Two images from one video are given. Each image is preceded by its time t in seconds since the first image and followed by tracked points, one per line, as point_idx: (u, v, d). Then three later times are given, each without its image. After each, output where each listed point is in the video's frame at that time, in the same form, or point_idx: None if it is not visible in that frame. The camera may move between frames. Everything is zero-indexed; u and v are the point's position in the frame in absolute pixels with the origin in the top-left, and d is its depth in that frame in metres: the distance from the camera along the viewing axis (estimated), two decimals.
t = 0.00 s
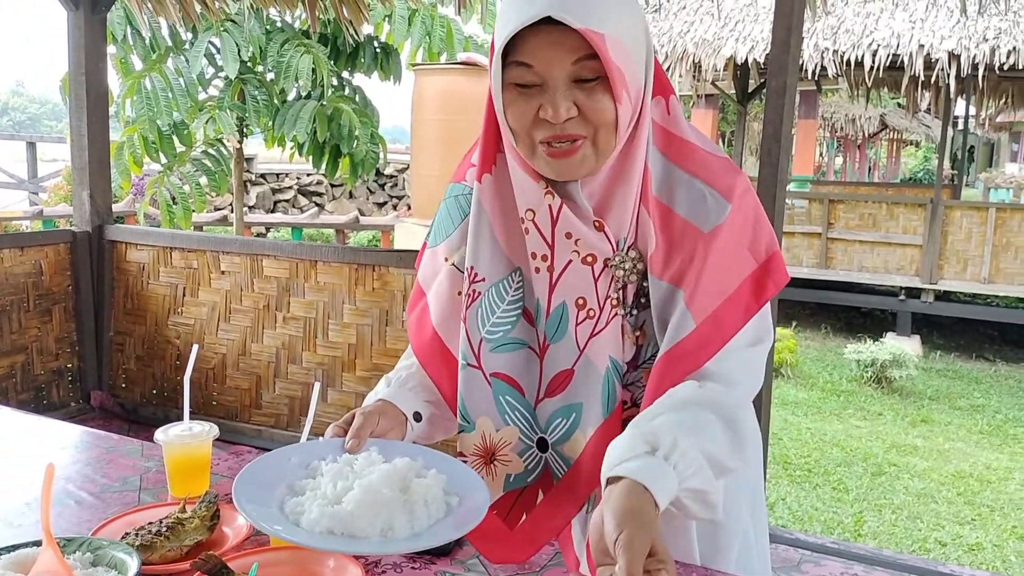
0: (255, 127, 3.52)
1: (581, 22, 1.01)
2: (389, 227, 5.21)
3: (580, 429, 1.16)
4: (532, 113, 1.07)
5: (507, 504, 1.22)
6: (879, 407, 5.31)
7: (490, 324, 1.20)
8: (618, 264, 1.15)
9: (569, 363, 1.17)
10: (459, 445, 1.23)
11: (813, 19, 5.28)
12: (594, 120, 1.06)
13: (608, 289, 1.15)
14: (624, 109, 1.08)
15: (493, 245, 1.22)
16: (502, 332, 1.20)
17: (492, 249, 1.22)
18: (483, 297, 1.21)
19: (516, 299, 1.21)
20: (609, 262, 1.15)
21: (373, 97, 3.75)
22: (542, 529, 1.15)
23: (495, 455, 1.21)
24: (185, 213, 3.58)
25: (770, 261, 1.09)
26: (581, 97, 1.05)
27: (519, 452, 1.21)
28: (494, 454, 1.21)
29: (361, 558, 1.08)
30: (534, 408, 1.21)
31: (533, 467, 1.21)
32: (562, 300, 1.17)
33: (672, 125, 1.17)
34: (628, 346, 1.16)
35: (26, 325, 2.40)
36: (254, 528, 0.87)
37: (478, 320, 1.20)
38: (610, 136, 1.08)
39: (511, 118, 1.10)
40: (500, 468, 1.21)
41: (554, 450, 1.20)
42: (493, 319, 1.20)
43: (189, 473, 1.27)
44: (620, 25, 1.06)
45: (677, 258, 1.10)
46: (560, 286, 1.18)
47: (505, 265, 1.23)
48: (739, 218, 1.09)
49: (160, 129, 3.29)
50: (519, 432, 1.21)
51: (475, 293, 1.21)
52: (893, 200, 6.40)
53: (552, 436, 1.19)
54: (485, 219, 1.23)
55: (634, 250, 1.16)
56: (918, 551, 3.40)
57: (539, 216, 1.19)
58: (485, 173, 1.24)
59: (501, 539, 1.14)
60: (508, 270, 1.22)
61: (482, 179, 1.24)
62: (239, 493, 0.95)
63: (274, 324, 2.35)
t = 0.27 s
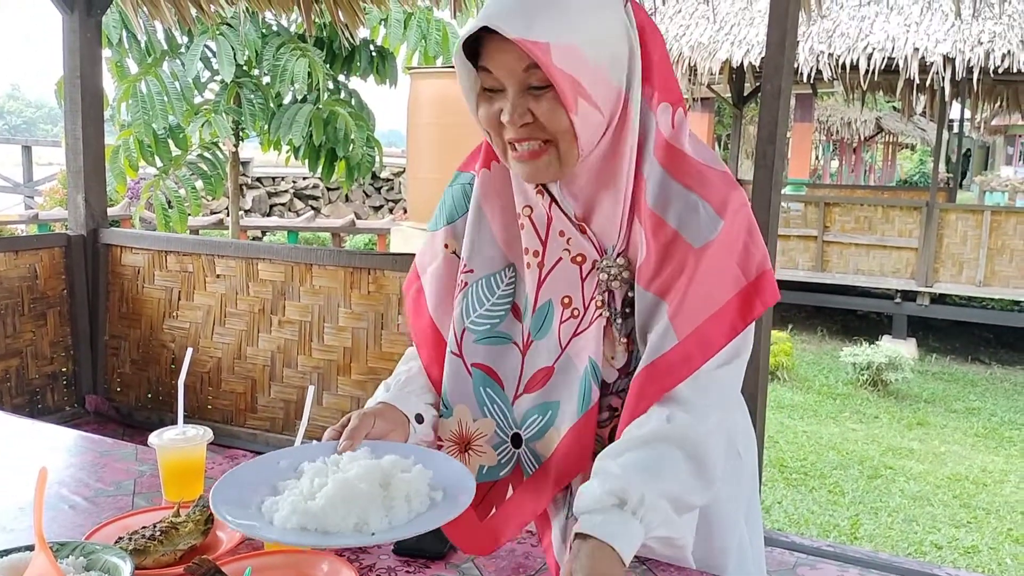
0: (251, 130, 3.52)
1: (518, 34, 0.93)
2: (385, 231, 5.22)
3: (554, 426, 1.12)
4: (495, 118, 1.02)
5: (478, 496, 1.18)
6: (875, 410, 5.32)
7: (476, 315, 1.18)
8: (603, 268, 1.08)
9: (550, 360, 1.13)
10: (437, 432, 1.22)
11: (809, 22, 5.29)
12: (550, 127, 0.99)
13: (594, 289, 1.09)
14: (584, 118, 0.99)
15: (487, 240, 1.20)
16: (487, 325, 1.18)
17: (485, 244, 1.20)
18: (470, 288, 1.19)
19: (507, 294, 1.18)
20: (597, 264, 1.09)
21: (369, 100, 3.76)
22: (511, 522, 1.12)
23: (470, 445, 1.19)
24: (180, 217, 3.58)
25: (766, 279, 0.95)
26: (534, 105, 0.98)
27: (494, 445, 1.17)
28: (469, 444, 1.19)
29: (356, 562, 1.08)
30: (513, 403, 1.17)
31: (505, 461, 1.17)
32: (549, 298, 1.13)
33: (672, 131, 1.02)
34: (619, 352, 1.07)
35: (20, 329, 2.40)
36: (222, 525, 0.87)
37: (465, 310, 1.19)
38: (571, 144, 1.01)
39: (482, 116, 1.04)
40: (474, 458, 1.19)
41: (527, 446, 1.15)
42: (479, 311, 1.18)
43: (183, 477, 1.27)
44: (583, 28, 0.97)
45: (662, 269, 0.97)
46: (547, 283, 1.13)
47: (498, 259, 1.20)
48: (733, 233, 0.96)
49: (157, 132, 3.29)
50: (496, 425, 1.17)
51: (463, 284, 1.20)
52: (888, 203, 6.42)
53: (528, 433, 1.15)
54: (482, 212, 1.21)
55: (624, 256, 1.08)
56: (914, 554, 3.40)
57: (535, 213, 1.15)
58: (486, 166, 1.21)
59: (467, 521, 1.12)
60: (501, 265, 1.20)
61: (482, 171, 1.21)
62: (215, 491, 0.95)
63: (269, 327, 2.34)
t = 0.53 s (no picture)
0: (256, 135, 3.53)
1: (489, 37, 0.90)
2: (389, 236, 5.23)
3: (559, 421, 1.06)
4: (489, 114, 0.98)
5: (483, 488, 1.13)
6: (880, 414, 5.30)
7: (482, 310, 1.13)
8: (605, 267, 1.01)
9: (553, 357, 1.07)
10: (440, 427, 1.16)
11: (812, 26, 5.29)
12: (533, 129, 0.95)
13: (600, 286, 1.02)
14: (565, 121, 0.94)
15: (495, 234, 1.14)
16: (492, 320, 1.13)
17: (492, 238, 1.14)
18: (478, 283, 1.14)
19: (513, 290, 1.13)
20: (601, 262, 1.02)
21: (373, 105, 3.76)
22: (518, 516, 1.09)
23: (474, 438, 1.13)
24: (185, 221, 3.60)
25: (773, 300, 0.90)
26: (516, 107, 0.95)
27: (499, 438, 1.12)
28: (473, 437, 1.13)
29: (362, 564, 1.09)
30: (517, 398, 1.11)
31: (511, 453, 1.11)
32: (552, 294, 1.07)
33: (690, 134, 0.95)
34: (626, 355, 1.00)
35: (26, 333, 2.41)
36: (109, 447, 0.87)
37: (472, 304, 1.14)
38: (552, 147, 0.96)
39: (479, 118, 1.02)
40: (478, 451, 1.12)
41: (532, 440, 1.09)
42: (486, 306, 1.13)
43: (189, 481, 1.27)
44: (566, 32, 0.92)
45: (666, 280, 0.92)
46: (552, 280, 1.07)
47: (505, 255, 1.14)
48: (743, 250, 0.90)
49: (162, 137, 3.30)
50: (501, 418, 1.12)
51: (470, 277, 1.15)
52: (892, 207, 6.42)
53: (532, 427, 1.09)
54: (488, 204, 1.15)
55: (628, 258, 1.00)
56: (919, 558, 3.39)
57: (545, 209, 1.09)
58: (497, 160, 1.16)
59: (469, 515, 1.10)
60: (509, 260, 1.14)
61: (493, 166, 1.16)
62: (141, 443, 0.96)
63: (274, 331, 2.35)
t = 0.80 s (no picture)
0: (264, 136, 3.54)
1: (483, 42, 0.93)
2: (395, 237, 5.24)
3: (563, 416, 1.06)
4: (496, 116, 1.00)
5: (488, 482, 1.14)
6: (886, 416, 5.30)
7: (491, 304, 1.16)
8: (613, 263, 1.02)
9: (560, 351, 1.08)
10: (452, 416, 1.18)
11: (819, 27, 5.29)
12: (536, 134, 0.96)
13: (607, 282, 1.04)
14: (565, 124, 0.95)
15: (507, 229, 1.17)
16: (502, 314, 1.15)
17: (505, 233, 1.17)
18: (488, 276, 1.16)
19: (523, 284, 1.15)
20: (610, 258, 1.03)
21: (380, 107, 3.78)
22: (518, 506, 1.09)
23: (482, 430, 1.14)
24: (192, 222, 3.62)
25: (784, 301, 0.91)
26: (518, 110, 0.96)
27: (506, 432, 1.13)
28: (481, 429, 1.14)
29: (370, 562, 1.10)
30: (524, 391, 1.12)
31: (517, 447, 1.11)
32: (561, 288, 1.09)
33: (700, 130, 0.95)
34: (633, 353, 1.01)
35: (35, 333, 2.42)
36: None
37: (481, 298, 1.17)
38: (554, 148, 0.97)
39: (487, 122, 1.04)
40: (486, 443, 1.14)
41: (537, 434, 1.09)
42: (495, 301, 1.16)
43: (198, 479, 1.28)
44: (567, 37, 0.94)
45: (676, 279, 0.93)
46: (561, 275, 1.09)
47: (518, 251, 1.16)
48: (753, 252, 0.91)
49: (170, 138, 3.32)
50: (508, 412, 1.13)
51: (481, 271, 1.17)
52: (898, 209, 6.41)
53: (537, 420, 1.09)
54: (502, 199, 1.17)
55: (636, 254, 1.01)
56: (925, 559, 3.39)
57: (557, 205, 1.10)
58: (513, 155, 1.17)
59: (476, 503, 1.13)
60: (519, 255, 1.16)
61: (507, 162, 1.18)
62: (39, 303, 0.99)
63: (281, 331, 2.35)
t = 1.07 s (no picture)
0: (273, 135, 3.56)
1: (479, 46, 0.97)
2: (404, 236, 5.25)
3: (562, 411, 1.14)
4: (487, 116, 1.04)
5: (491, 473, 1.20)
6: (895, 415, 5.29)
7: (487, 302, 1.21)
8: (609, 261, 1.09)
9: (556, 346, 1.16)
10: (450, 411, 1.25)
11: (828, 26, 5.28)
12: (527, 139, 1.02)
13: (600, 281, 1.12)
14: (555, 127, 0.99)
15: (502, 228, 1.23)
16: (500, 311, 1.21)
17: (501, 231, 1.23)
18: (484, 273, 1.22)
19: (518, 282, 1.21)
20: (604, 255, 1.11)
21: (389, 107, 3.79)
22: (524, 497, 1.11)
23: (484, 424, 1.21)
24: (202, 221, 3.64)
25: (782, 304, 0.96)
26: (511, 112, 1.00)
27: (505, 425, 1.19)
28: (482, 423, 1.21)
29: (379, 557, 1.11)
30: (521, 385, 1.19)
31: (516, 440, 1.18)
32: (556, 285, 1.16)
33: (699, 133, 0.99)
34: (631, 349, 1.08)
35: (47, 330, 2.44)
36: None
37: (477, 295, 1.22)
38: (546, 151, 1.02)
39: (482, 120, 1.08)
40: (488, 437, 1.20)
41: (537, 428, 1.16)
42: (491, 298, 1.21)
43: (210, 474, 1.29)
44: (562, 41, 0.97)
45: (674, 281, 0.98)
46: (556, 272, 1.16)
47: (511, 248, 1.22)
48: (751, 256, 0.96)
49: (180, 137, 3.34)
50: (507, 406, 1.20)
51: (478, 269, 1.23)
52: (907, 208, 6.39)
53: (535, 414, 1.17)
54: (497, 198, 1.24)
55: (628, 252, 1.08)
56: (933, 559, 3.39)
57: (551, 204, 1.17)
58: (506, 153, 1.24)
59: (485, 496, 1.15)
60: (514, 253, 1.22)
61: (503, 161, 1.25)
62: None
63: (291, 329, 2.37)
